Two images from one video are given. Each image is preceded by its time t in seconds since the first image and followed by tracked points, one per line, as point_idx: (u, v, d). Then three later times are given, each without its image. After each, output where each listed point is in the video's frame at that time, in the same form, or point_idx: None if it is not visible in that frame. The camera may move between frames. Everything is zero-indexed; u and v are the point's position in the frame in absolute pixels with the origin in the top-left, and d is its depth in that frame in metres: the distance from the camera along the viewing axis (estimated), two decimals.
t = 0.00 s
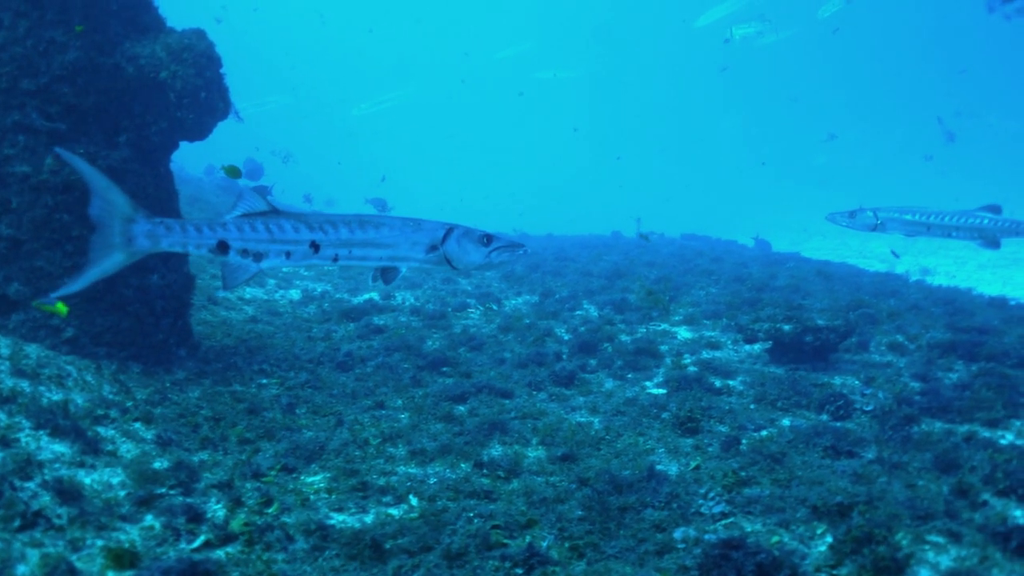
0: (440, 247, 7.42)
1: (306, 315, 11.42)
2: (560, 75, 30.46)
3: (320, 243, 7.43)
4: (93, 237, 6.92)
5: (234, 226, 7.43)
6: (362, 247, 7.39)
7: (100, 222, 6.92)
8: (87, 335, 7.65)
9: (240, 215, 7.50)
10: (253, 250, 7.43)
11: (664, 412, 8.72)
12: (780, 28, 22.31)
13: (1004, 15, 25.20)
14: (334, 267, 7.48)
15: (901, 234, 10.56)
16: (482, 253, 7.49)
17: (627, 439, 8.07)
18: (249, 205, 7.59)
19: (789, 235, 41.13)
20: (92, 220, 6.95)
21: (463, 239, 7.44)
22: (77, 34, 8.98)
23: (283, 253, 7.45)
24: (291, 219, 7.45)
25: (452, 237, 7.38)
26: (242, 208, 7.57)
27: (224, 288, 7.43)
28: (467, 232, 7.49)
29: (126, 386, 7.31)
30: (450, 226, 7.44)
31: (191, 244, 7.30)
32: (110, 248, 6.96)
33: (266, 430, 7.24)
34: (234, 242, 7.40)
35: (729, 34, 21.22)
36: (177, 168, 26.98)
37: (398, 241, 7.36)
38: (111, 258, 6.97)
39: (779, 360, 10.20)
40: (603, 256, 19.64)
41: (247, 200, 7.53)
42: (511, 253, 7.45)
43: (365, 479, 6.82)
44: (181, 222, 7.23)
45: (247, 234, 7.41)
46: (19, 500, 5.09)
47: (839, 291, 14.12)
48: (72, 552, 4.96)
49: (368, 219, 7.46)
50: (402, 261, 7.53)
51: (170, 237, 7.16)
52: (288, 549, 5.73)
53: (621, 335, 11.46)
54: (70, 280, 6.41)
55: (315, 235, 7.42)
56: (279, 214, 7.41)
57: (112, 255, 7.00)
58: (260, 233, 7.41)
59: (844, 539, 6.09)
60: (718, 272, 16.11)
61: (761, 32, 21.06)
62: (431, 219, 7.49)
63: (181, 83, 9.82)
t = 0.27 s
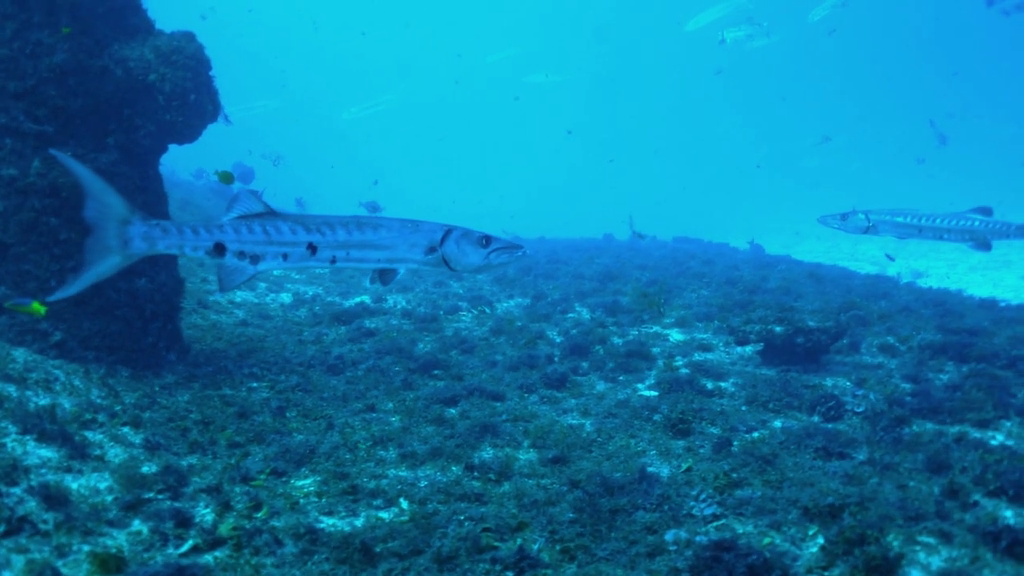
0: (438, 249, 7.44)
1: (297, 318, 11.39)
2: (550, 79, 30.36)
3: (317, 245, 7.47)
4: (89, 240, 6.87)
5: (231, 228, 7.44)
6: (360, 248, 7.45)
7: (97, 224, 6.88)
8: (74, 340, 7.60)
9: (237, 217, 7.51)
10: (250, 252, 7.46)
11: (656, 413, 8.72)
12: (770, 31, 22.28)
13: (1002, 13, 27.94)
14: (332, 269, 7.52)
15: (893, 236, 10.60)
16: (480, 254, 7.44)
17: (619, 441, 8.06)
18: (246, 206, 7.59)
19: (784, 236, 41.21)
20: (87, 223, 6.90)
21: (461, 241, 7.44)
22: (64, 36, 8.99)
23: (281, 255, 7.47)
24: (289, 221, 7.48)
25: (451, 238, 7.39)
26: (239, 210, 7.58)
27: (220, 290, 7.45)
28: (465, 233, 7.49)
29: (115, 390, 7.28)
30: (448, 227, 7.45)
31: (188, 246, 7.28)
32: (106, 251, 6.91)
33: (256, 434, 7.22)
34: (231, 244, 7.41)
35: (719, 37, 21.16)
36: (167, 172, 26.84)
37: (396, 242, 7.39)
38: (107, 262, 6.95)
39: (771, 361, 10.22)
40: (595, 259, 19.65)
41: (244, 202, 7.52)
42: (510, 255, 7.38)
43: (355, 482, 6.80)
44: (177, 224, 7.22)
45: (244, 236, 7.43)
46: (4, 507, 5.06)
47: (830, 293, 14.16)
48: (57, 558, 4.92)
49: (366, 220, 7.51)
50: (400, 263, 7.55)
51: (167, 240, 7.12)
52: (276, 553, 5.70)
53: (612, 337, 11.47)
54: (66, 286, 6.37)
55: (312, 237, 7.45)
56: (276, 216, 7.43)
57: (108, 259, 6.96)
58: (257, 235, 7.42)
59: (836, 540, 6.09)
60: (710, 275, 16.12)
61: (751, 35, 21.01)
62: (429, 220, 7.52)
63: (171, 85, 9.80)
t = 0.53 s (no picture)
0: (435, 250, 7.38)
1: (286, 320, 11.35)
2: (540, 81, 30.26)
3: (313, 245, 7.39)
4: (83, 241, 6.87)
5: (225, 229, 7.40)
6: (356, 249, 7.38)
7: (90, 225, 6.89)
8: (60, 342, 7.54)
9: (232, 218, 7.45)
10: (245, 253, 7.37)
11: (645, 415, 8.72)
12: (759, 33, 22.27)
13: (998, 7, 28.95)
14: (328, 270, 7.43)
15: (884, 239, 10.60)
16: (478, 254, 7.38)
17: (609, 443, 8.06)
18: (240, 206, 7.53)
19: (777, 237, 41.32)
20: (80, 224, 6.90)
21: (458, 241, 7.38)
22: (50, 35, 8.92)
23: (276, 256, 7.39)
24: (284, 221, 7.41)
25: (448, 238, 7.33)
26: (233, 210, 7.52)
27: (216, 292, 7.42)
28: (463, 233, 7.42)
29: (101, 393, 7.23)
30: (446, 228, 7.40)
31: (182, 247, 7.23)
32: (100, 252, 6.91)
33: (243, 437, 7.19)
34: (226, 244, 7.37)
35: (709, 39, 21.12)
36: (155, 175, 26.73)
37: (393, 243, 7.34)
38: (102, 263, 6.95)
39: (760, 363, 10.25)
40: (585, 261, 19.65)
41: (239, 202, 7.46)
42: (506, 255, 7.31)
43: (343, 485, 6.78)
44: (170, 225, 7.17)
45: (239, 236, 7.38)
46: None
47: (820, 295, 14.21)
48: (40, 562, 4.86)
49: (363, 221, 7.45)
50: (397, 263, 7.47)
51: (161, 240, 7.08)
52: (263, 556, 5.65)
53: (602, 338, 11.48)
54: (62, 285, 6.35)
55: (308, 237, 7.38)
56: (271, 216, 7.36)
57: (102, 260, 6.96)
58: (252, 236, 7.35)
59: (827, 541, 6.10)
60: (700, 276, 16.14)
61: (741, 38, 20.98)
62: (426, 221, 7.45)
63: (157, 86, 9.76)
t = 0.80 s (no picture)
0: (431, 249, 7.23)
1: (274, 321, 11.32)
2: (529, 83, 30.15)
3: (308, 245, 7.38)
4: (75, 241, 6.90)
5: (220, 228, 7.43)
6: (351, 249, 7.31)
7: (83, 225, 6.94)
8: (45, 343, 7.49)
9: (226, 217, 7.48)
10: (240, 253, 7.42)
11: (634, 416, 8.73)
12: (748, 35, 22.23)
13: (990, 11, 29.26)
14: (322, 270, 7.40)
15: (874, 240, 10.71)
16: (474, 254, 7.23)
17: (597, 443, 8.06)
18: (235, 205, 7.54)
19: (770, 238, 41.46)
20: (74, 223, 6.95)
21: (455, 241, 7.24)
22: (33, 34, 8.90)
23: (271, 255, 7.41)
24: (279, 221, 7.42)
25: (444, 238, 7.18)
26: (227, 210, 7.55)
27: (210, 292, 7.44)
28: (459, 232, 7.29)
29: (86, 394, 7.19)
30: (442, 227, 7.27)
31: (176, 247, 7.24)
32: (93, 252, 6.95)
33: (230, 438, 7.16)
34: (220, 244, 7.39)
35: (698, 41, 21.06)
36: (144, 176, 26.58)
37: (388, 242, 7.24)
38: (94, 262, 6.96)
39: (749, 363, 10.29)
40: (575, 262, 19.66)
41: (233, 201, 7.47)
42: (503, 254, 7.18)
43: (330, 486, 6.76)
44: (164, 225, 7.18)
45: (233, 236, 7.40)
46: None
47: (809, 296, 14.26)
48: (22, 566, 4.82)
49: (358, 220, 7.38)
50: (393, 263, 7.34)
51: (154, 240, 7.10)
52: (248, 559, 5.61)
53: (592, 339, 11.48)
54: (52, 285, 6.36)
55: (303, 237, 7.36)
56: (266, 216, 7.39)
57: (95, 260, 6.98)
58: (246, 235, 7.38)
59: (815, 542, 6.12)
60: (690, 278, 16.18)
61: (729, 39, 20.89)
62: (421, 220, 7.30)
63: (144, 85, 9.80)
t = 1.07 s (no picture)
0: (429, 248, 7.28)
1: (264, 323, 11.27)
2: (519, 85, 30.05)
3: (305, 245, 7.36)
4: (69, 241, 6.76)
5: (216, 228, 7.39)
6: (348, 248, 7.30)
7: (77, 225, 6.84)
8: (31, 344, 7.42)
9: (221, 217, 7.44)
10: (235, 253, 7.41)
11: (625, 416, 8.73)
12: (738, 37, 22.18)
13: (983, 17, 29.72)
14: (319, 270, 7.37)
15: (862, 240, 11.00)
16: (472, 253, 7.27)
17: (588, 444, 8.05)
18: (230, 205, 7.51)
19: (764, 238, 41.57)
20: (67, 224, 6.83)
21: (452, 240, 7.27)
22: (18, 33, 8.81)
23: (267, 255, 7.38)
24: (276, 220, 7.40)
25: (442, 238, 7.22)
26: (224, 209, 7.51)
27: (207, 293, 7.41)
28: (456, 232, 7.32)
29: (73, 397, 7.15)
30: (439, 227, 7.30)
31: (172, 247, 7.24)
32: (87, 253, 6.85)
33: (218, 440, 7.13)
34: (216, 244, 7.35)
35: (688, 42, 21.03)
36: (133, 177, 26.44)
37: (386, 242, 7.24)
38: (89, 263, 6.86)
39: (739, 364, 10.33)
40: (566, 263, 19.67)
41: (228, 201, 7.43)
42: (501, 253, 7.22)
43: (319, 488, 6.73)
44: (160, 225, 7.17)
45: (229, 236, 7.36)
46: None
47: (799, 296, 14.30)
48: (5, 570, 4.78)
49: (355, 220, 7.37)
50: (390, 263, 7.36)
51: (149, 240, 7.06)
52: (235, 561, 5.56)
53: (583, 340, 11.49)
54: (48, 286, 6.26)
55: (299, 237, 7.34)
56: (262, 215, 7.37)
57: (89, 260, 6.84)
58: (242, 235, 7.35)
59: (806, 542, 6.14)
60: (681, 279, 16.20)
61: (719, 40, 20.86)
62: (420, 219, 7.32)
63: (131, 85, 9.82)
